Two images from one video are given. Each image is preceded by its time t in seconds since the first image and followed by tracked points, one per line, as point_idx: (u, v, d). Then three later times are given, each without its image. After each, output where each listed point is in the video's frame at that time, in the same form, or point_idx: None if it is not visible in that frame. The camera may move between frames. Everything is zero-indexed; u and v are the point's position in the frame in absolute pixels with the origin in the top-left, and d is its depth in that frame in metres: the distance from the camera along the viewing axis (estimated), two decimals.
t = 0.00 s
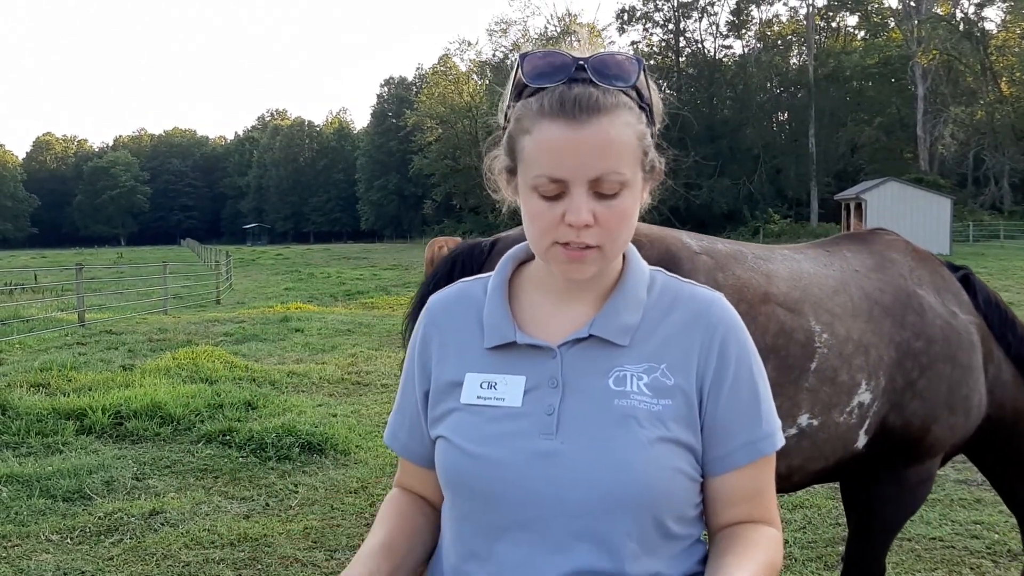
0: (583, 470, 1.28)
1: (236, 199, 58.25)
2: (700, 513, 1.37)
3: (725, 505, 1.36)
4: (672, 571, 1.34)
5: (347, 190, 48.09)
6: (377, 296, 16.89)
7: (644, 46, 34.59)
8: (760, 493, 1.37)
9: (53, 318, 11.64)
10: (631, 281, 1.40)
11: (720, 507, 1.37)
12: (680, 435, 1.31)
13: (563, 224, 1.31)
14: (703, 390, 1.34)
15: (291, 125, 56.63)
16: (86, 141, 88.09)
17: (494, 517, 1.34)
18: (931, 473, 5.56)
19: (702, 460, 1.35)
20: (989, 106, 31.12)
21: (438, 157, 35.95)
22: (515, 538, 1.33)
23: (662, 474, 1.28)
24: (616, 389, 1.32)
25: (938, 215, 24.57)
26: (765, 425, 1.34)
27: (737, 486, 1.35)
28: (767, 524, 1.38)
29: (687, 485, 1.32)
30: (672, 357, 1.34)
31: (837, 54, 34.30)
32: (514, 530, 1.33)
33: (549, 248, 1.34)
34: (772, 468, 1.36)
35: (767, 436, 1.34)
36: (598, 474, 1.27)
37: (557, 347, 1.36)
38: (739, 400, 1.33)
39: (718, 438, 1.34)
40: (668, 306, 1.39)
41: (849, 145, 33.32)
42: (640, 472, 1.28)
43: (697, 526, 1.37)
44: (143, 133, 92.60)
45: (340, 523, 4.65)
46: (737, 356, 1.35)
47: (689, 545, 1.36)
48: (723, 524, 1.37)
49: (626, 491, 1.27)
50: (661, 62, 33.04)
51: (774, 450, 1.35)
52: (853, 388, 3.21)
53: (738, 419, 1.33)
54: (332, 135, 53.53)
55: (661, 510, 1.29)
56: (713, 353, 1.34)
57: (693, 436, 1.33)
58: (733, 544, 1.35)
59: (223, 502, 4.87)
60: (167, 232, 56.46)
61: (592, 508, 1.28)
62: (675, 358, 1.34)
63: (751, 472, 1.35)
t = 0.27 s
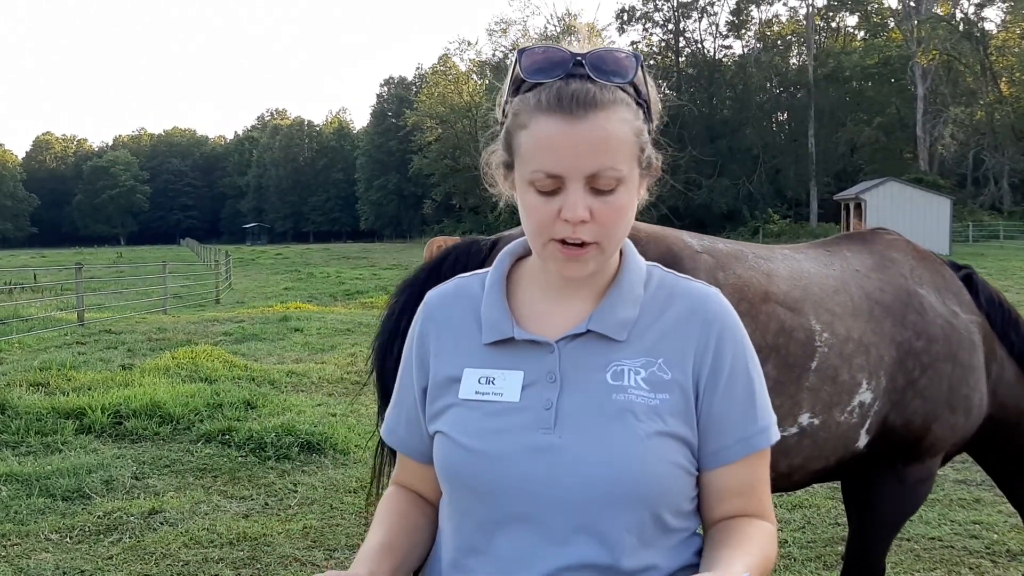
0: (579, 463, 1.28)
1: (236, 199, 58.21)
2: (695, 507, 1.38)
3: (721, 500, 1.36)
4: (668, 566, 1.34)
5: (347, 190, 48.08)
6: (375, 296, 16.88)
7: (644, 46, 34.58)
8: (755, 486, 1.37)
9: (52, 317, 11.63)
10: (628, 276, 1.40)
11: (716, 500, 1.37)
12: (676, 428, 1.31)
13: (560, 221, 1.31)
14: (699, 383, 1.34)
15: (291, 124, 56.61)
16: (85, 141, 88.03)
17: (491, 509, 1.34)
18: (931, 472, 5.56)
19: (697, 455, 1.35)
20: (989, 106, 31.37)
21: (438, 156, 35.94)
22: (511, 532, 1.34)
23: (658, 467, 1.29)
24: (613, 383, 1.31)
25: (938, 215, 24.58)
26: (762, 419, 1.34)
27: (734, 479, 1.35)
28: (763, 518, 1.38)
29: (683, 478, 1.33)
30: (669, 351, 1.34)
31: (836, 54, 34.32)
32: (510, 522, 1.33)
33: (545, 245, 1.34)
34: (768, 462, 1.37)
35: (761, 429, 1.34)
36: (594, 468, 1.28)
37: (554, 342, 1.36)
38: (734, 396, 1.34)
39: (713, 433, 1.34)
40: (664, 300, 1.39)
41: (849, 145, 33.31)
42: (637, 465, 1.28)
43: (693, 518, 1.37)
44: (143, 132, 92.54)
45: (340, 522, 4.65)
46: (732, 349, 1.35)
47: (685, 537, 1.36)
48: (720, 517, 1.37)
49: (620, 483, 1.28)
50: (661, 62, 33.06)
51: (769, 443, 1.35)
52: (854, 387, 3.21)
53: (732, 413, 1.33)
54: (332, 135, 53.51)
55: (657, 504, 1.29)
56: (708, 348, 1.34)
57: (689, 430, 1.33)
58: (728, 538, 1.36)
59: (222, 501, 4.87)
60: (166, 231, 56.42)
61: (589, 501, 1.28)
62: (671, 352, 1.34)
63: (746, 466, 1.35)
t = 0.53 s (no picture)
0: (575, 463, 1.29)
1: (236, 199, 58.22)
2: (691, 505, 1.38)
3: (716, 498, 1.37)
4: (662, 567, 1.34)
5: (346, 190, 48.09)
6: (375, 296, 16.87)
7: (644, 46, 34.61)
8: (750, 485, 1.37)
9: (51, 316, 11.65)
10: (623, 276, 1.40)
11: (711, 498, 1.37)
12: (671, 430, 1.31)
13: (556, 222, 1.31)
14: (695, 384, 1.34)
15: (291, 124, 56.62)
16: (85, 140, 88.00)
17: (484, 510, 1.35)
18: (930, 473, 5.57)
19: (692, 455, 1.35)
20: (989, 107, 31.45)
21: (438, 156, 35.96)
22: (507, 531, 1.34)
23: (655, 469, 1.29)
24: (609, 385, 1.32)
25: (938, 216, 24.60)
26: (755, 418, 1.34)
27: (728, 478, 1.36)
28: (759, 516, 1.39)
29: (679, 478, 1.32)
30: (665, 351, 1.34)
31: (836, 55, 34.32)
32: (506, 521, 1.34)
33: (541, 247, 1.34)
34: (760, 461, 1.37)
35: (755, 429, 1.34)
36: (589, 468, 1.28)
37: (550, 344, 1.36)
38: (729, 396, 1.34)
39: (706, 432, 1.34)
40: (658, 301, 1.39)
41: (848, 145, 33.30)
42: (633, 466, 1.28)
43: (688, 517, 1.38)
44: (143, 131, 92.58)
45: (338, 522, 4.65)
46: (726, 349, 1.35)
47: (681, 535, 1.37)
48: (715, 515, 1.37)
49: (616, 486, 1.28)
50: (661, 62, 33.07)
51: (765, 441, 1.35)
52: (853, 387, 3.21)
53: (729, 414, 1.33)
54: (332, 135, 53.51)
55: (651, 505, 1.30)
56: (704, 348, 1.34)
57: (684, 430, 1.33)
58: (724, 535, 1.36)
59: (222, 500, 4.87)
60: (166, 230, 56.44)
61: (584, 502, 1.28)
62: (667, 352, 1.34)
63: (740, 465, 1.36)
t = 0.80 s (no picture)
0: (570, 467, 1.29)
1: (235, 198, 58.21)
2: (687, 506, 1.38)
3: (711, 500, 1.36)
4: (657, 567, 1.34)
5: (346, 189, 48.09)
6: (374, 296, 16.84)
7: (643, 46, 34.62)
8: (751, 486, 1.37)
9: (50, 315, 11.64)
10: (621, 277, 1.40)
11: (709, 499, 1.37)
12: (665, 432, 1.31)
13: (547, 225, 1.31)
14: (689, 387, 1.34)
15: (290, 123, 56.61)
16: (84, 140, 87.94)
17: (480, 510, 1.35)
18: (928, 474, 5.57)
19: (688, 457, 1.35)
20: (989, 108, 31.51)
21: (437, 156, 35.96)
22: (504, 532, 1.34)
23: (649, 471, 1.29)
24: (604, 388, 1.31)
25: (937, 216, 24.59)
26: (751, 419, 1.34)
27: (727, 480, 1.36)
28: (758, 518, 1.38)
29: (674, 481, 1.32)
30: (660, 355, 1.34)
31: (836, 56, 34.32)
32: (501, 522, 1.34)
33: (533, 250, 1.34)
34: (758, 462, 1.36)
35: (752, 430, 1.34)
36: (582, 472, 1.28)
37: (545, 347, 1.36)
38: (724, 399, 1.33)
39: (701, 435, 1.34)
40: (655, 301, 1.38)
41: (848, 146, 33.28)
42: (626, 468, 1.28)
43: (686, 518, 1.38)
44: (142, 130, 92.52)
45: (336, 521, 4.65)
46: (721, 350, 1.34)
47: (678, 536, 1.37)
48: (711, 516, 1.37)
49: (609, 490, 1.28)
50: (660, 62, 33.07)
51: (763, 443, 1.35)
52: (851, 387, 3.21)
53: (724, 417, 1.33)
54: (331, 134, 53.49)
55: (645, 507, 1.29)
56: (700, 350, 1.34)
57: (679, 432, 1.32)
58: (720, 538, 1.36)
59: (220, 499, 4.87)
60: (166, 230, 56.42)
61: (581, 503, 1.28)
62: (662, 355, 1.33)
63: (736, 467, 1.35)
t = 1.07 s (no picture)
0: (563, 467, 1.29)
1: (234, 198, 58.18)
2: (684, 509, 1.37)
3: (709, 502, 1.35)
4: (653, 569, 1.34)
5: (345, 189, 48.07)
6: (373, 295, 16.84)
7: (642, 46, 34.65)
8: (750, 492, 1.34)
9: (49, 315, 11.63)
10: (621, 275, 1.39)
11: (707, 504, 1.35)
12: (659, 435, 1.30)
13: (535, 229, 1.31)
14: (684, 387, 1.32)
15: (289, 123, 56.59)
16: (83, 139, 87.88)
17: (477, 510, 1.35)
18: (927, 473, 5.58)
19: (683, 459, 1.34)
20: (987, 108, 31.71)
21: (436, 156, 35.96)
22: (500, 529, 1.36)
23: (642, 474, 1.28)
24: (597, 389, 1.31)
25: (936, 217, 24.59)
26: (749, 420, 1.32)
27: (722, 483, 1.33)
28: (758, 523, 1.36)
29: (671, 485, 1.31)
30: (655, 355, 1.33)
31: (835, 56, 34.34)
32: (500, 521, 1.35)
33: (526, 252, 1.34)
34: (758, 464, 1.34)
35: (749, 432, 1.32)
36: (577, 472, 1.28)
37: (542, 349, 1.36)
38: (718, 401, 1.31)
39: (698, 437, 1.32)
40: (652, 302, 1.38)
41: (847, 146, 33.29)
42: (621, 470, 1.27)
43: (683, 522, 1.37)
44: (141, 130, 92.46)
45: (335, 521, 4.65)
46: (719, 351, 1.33)
47: (674, 538, 1.36)
48: (710, 520, 1.36)
49: (603, 493, 1.27)
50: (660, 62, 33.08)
51: (765, 444, 1.32)
52: (849, 387, 3.21)
53: (720, 418, 1.31)
54: (330, 134, 53.48)
55: (638, 509, 1.29)
56: (694, 351, 1.32)
57: (674, 435, 1.31)
58: (718, 542, 1.34)
59: (219, 499, 4.87)
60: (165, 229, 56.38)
61: (577, 502, 1.28)
62: (658, 356, 1.32)
63: (734, 470, 1.33)
